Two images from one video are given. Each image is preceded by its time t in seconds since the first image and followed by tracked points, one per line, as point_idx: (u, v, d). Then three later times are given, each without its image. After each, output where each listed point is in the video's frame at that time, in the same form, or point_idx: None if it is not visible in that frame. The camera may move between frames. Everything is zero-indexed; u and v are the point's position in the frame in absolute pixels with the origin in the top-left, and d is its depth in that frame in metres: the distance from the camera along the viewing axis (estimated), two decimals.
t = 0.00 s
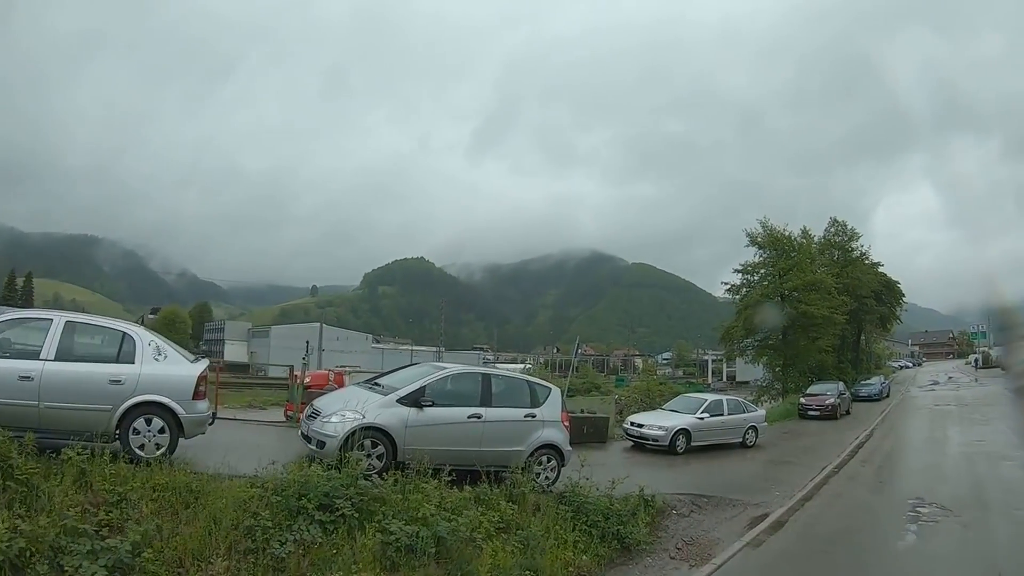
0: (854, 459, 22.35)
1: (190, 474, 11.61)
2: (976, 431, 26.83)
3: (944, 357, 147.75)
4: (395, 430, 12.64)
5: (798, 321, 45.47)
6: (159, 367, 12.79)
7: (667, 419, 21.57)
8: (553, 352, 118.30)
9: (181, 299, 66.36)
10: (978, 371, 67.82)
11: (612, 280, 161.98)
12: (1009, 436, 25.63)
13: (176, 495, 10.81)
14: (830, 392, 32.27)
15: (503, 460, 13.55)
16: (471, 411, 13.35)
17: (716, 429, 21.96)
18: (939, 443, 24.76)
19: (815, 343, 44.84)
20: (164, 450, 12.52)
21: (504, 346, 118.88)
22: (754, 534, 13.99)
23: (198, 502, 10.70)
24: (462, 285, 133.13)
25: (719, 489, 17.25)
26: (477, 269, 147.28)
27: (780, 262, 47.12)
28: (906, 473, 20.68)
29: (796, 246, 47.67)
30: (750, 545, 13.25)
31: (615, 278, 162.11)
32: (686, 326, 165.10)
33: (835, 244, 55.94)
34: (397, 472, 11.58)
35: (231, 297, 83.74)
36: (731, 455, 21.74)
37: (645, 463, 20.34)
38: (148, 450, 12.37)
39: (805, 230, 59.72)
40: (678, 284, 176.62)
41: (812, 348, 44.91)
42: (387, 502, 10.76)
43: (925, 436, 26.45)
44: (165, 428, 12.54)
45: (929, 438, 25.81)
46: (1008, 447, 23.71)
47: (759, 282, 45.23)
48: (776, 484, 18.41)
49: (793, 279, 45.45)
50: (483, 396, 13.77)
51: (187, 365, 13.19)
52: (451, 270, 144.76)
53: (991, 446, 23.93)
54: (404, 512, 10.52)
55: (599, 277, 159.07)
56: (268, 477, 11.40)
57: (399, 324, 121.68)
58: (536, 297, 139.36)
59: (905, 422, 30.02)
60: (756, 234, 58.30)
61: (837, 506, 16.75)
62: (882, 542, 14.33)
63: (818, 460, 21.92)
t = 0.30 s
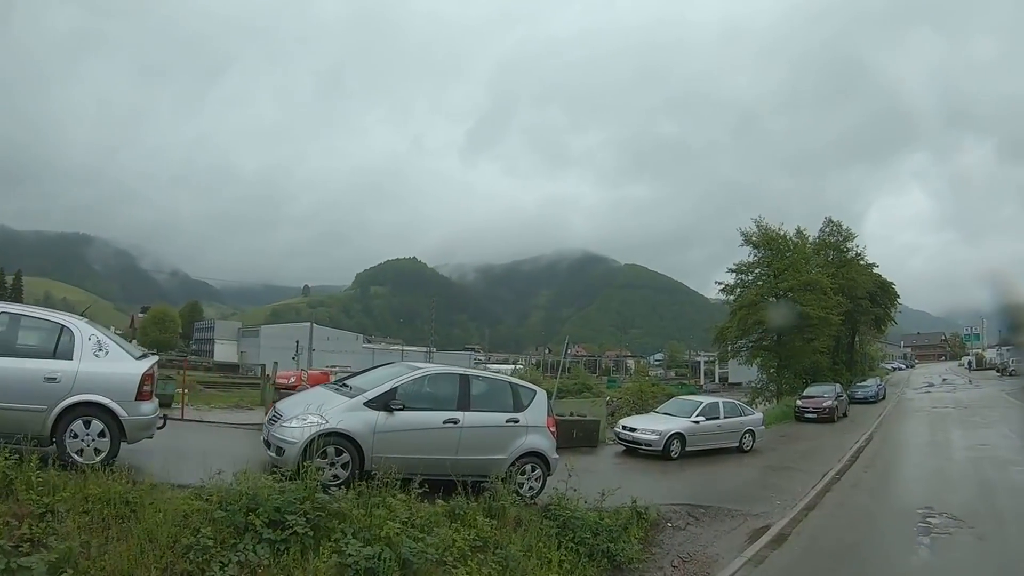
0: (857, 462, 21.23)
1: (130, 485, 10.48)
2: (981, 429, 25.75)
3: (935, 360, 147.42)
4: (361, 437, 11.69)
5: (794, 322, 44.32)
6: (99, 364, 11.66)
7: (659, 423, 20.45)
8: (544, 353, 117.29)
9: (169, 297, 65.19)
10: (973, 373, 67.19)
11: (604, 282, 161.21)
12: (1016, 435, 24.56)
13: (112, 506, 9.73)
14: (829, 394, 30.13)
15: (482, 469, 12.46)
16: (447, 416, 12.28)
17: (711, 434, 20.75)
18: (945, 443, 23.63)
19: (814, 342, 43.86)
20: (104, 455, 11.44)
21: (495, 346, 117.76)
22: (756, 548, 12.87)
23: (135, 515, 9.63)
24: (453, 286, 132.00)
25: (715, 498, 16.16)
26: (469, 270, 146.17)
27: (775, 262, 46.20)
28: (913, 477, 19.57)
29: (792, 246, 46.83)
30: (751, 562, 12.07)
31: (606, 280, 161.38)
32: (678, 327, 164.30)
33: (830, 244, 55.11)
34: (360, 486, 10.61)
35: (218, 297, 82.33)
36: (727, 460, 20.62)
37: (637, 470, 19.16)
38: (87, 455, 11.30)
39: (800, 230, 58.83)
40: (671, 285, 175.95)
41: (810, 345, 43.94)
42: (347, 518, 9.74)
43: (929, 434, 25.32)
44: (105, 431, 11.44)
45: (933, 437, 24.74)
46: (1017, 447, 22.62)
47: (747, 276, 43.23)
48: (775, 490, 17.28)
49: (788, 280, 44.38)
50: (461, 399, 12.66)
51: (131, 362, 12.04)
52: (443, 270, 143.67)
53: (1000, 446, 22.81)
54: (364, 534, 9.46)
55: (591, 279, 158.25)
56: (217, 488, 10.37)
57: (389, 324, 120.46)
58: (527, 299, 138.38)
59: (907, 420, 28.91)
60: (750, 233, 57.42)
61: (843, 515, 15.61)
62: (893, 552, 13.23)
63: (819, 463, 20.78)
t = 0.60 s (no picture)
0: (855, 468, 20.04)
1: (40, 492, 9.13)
2: (977, 429, 24.70)
3: (917, 363, 147.86)
4: (305, 442, 10.92)
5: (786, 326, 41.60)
6: (12, 355, 10.27)
7: (643, 426, 19.25)
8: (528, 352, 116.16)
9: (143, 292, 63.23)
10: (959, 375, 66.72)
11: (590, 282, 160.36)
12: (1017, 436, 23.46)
13: (14, 515, 8.45)
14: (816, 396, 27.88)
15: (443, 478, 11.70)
16: (402, 421, 11.51)
17: (696, 438, 19.50)
18: (943, 445, 22.52)
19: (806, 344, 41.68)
20: (16, 457, 10.09)
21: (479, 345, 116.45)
22: (748, 566, 11.67)
23: (41, 524, 8.39)
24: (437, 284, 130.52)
25: (701, 509, 14.97)
26: (454, 268, 144.71)
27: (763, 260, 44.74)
28: (912, 484, 18.45)
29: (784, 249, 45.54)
30: None
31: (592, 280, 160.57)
32: (664, 328, 163.72)
33: (818, 244, 54.30)
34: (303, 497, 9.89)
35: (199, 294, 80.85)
36: (714, 465, 19.44)
37: (617, 479, 17.92)
38: None
39: (788, 229, 58.00)
40: (656, 286, 175.52)
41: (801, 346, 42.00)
42: (279, 536, 8.57)
43: (927, 436, 24.19)
44: (18, 431, 10.09)
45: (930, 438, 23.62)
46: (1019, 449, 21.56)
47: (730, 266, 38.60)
48: (765, 498, 16.11)
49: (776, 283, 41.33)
50: (420, 402, 11.88)
51: (50, 354, 10.65)
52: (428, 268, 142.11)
53: (1002, 449, 21.71)
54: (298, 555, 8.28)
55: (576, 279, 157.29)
56: (140, 499, 9.27)
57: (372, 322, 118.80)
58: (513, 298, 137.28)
59: (901, 420, 27.84)
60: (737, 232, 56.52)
61: (839, 528, 14.45)
62: (896, 569, 12.09)
63: (814, 469, 19.56)
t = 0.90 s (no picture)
0: (840, 471, 18.90)
1: None
2: (962, 430, 23.73)
3: (894, 365, 148.73)
4: (222, 445, 10.26)
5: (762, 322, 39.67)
6: None
7: (615, 428, 18.05)
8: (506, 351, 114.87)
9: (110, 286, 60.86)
10: (936, 377, 66.37)
11: (570, 281, 159.39)
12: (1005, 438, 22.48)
13: None
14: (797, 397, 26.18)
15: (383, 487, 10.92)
16: (335, 423, 10.74)
17: (671, 442, 18.29)
18: (929, 447, 21.48)
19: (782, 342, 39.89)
20: None
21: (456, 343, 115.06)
22: None
23: None
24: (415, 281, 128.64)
25: (675, 520, 13.76)
26: (434, 265, 142.89)
27: (742, 259, 43.68)
28: (900, 490, 17.36)
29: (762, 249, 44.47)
30: None
31: (572, 279, 159.57)
32: (643, 327, 163.20)
33: (798, 244, 53.59)
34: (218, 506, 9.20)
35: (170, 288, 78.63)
36: (691, 470, 18.24)
37: (585, 487, 16.73)
38: None
39: (768, 229, 57.17)
40: (635, 285, 174.95)
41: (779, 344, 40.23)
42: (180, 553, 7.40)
43: (913, 438, 23.14)
44: None
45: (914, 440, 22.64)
46: (1009, 451, 20.54)
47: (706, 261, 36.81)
48: (742, 507, 14.93)
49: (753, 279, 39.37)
50: (358, 402, 11.13)
51: None
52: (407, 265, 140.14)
53: (992, 450, 20.67)
54: None
55: (557, 277, 156.20)
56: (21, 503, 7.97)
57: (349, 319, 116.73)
58: (492, 296, 135.88)
59: (883, 421, 26.85)
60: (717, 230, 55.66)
61: (824, 541, 13.27)
62: None
63: (796, 473, 18.42)
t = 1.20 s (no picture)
0: (816, 476, 17.72)
1: None
2: (942, 428, 22.71)
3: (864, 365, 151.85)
4: (110, 448, 8.97)
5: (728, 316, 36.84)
6: None
7: (577, 431, 16.74)
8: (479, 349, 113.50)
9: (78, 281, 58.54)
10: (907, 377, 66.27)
11: (545, 279, 158.53)
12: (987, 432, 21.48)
13: None
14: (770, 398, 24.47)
15: (297, 499, 9.77)
16: (241, 426, 9.57)
17: (636, 446, 17.01)
18: (909, 446, 20.39)
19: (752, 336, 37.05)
20: None
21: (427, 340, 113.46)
22: None
23: None
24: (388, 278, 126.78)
25: (637, 533, 12.44)
26: (407, 262, 141.13)
27: (715, 257, 42.54)
28: (880, 496, 16.22)
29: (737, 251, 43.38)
30: None
31: (547, 277, 158.70)
32: (618, 326, 162.81)
33: (772, 244, 52.71)
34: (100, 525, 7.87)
35: (135, 283, 76.30)
36: (657, 475, 16.97)
37: (543, 496, 15.42)
38: None
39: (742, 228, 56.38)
40: (609, 285, 174.48)
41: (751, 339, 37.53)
42: None
43: (892, 435, 22.07)
44: None
45: (893, 438, 21.57)
46: (992, 448, 19.51)
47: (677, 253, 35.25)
48: (711, 518, 13.68)
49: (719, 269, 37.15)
50: (270, 402, 9.96)
51: None
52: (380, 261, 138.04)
53: (974, 447, 19.62)
54: None
55: (532, 276, 155.30)
56: None
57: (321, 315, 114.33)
58: (466, 293, 134.37)
59: (860, 420, 25.83)
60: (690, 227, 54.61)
61: (801, 556, 12.03)
62: None
63: (770, 478, 17.23)
